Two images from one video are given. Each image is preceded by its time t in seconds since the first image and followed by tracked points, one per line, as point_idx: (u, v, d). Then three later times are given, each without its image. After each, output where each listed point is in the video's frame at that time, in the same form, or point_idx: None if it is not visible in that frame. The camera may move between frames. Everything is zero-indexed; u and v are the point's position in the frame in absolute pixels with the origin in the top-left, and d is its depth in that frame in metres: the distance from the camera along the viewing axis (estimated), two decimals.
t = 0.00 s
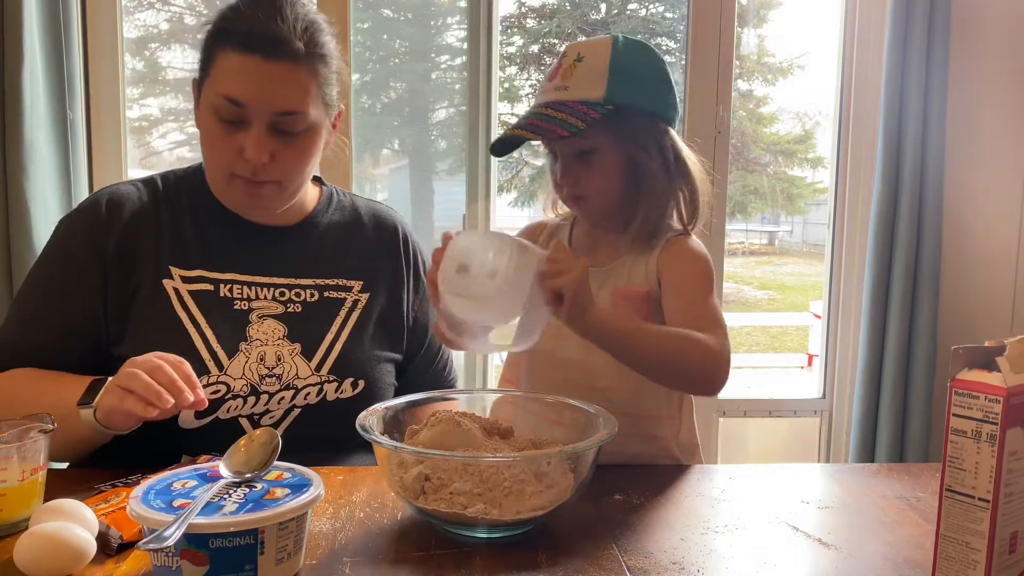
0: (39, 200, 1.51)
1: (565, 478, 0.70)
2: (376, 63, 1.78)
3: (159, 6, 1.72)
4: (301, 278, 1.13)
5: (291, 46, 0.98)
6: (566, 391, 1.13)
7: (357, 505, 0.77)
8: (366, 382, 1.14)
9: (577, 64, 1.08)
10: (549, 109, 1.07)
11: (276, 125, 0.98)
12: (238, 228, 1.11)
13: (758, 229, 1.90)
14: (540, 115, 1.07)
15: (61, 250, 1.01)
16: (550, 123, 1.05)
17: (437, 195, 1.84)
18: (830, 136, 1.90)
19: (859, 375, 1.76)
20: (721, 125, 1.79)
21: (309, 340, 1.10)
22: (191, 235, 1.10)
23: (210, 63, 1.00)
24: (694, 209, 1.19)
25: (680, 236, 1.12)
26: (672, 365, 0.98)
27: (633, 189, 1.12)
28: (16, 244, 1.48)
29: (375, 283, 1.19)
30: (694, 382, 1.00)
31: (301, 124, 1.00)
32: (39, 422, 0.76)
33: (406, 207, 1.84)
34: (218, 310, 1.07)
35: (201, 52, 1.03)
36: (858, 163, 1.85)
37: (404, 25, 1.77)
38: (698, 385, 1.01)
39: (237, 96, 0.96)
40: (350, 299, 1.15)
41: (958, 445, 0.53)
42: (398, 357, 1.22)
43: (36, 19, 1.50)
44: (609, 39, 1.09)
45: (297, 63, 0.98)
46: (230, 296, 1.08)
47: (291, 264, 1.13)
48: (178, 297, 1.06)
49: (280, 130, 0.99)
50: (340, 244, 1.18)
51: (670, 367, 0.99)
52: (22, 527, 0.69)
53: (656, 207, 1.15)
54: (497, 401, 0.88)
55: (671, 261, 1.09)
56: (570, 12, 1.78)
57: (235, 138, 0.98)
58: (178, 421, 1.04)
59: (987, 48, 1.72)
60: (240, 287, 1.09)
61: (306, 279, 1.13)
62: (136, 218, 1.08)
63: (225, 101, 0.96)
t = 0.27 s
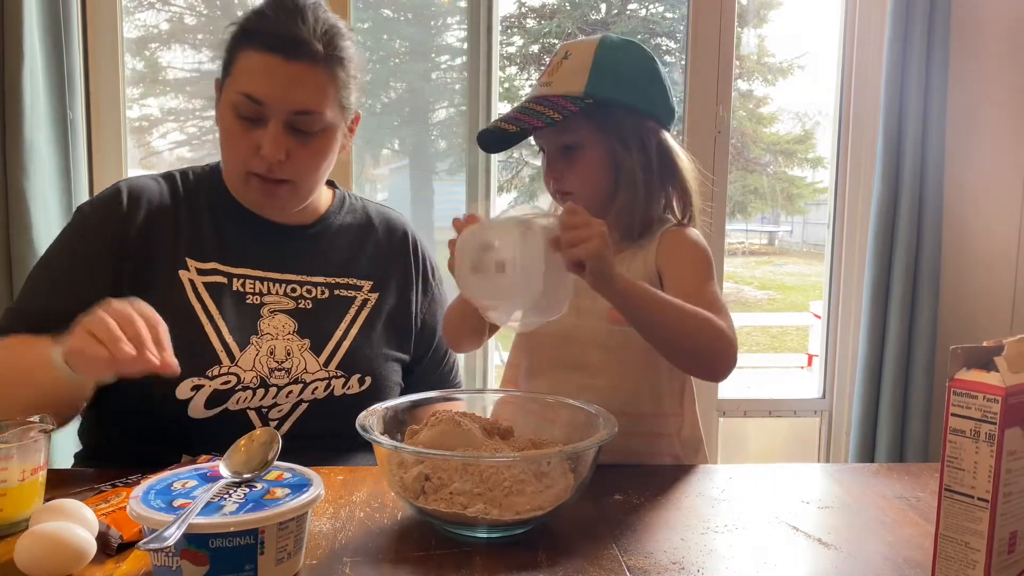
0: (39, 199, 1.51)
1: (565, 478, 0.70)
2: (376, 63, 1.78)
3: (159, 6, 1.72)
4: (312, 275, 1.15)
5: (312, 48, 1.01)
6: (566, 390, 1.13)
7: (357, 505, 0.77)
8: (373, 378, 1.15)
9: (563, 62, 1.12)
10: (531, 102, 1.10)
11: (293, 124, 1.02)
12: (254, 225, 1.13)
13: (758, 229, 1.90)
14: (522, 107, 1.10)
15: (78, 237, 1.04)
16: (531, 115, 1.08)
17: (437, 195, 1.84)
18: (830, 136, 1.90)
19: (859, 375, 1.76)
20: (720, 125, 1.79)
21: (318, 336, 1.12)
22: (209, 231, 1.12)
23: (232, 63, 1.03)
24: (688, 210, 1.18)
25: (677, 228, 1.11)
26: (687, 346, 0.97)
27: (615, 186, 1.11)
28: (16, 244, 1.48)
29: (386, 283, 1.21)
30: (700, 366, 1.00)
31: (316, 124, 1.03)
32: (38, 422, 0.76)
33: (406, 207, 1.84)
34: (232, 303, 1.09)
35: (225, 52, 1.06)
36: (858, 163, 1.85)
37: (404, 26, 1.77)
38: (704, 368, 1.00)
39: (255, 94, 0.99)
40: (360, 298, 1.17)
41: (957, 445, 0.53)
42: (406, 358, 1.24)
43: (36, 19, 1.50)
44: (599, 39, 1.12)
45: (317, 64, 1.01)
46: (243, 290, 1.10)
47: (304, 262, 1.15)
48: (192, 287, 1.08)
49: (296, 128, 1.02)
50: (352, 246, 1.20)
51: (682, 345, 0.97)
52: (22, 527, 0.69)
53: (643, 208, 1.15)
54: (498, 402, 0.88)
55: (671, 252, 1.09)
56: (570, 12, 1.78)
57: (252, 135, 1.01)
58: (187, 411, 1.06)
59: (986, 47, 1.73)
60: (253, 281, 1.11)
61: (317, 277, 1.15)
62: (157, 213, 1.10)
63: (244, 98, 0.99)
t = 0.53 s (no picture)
0: (39, 199, 1.51)
1: (565, 478, 0.70)
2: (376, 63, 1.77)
3: (159, 6, 1.72)
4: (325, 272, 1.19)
5: (331, 52, 1.07)
6: (566, 391, 1.13)
7: (357, 505, 0.77)
8: (383, 372, 1.18)
9: (568, 59, 1.12)
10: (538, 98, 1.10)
11: (309, 126, 1.07)
12: (271, 221, 1.17)
13: (758, 229, 1.90)
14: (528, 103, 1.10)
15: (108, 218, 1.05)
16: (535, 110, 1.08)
17: (437, 195, 1.84)
18: (830, 136, 1.90)
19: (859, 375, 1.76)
20: (720, 125, 1.79)
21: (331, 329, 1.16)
22: (229, 223, 1.15)
23: (253, 64, 1.08)
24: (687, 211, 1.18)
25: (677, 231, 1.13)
26: (695, 340, 0.97)
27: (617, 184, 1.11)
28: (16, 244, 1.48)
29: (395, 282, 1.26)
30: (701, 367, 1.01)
31: (331, 126, 1.08)
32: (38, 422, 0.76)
33: (406, 207, 1.84)
34: (249, 293, 1.13)
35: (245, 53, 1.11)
36: (858, 163, 1.85)
37: (404, 26, 1.77)
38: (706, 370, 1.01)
39: (275, 96, 1.05)
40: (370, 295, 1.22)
41: (957, 445, 0.53)
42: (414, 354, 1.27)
43: (36, 19, 1.50)
44: (601, 39, 1.12)
45: (335, 68, 1.07)
46: (259, 282, 1.14)
47: (317, 259, 1.20)
48: (212, 275, 1.12)
49: (312, 130, 1.08)
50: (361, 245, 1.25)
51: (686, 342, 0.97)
52: (22, 527, 0.69)
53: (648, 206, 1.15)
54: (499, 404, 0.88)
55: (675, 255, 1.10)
56: (570, 12, 1.78)
57: (270, 135, 1.07)
58: (206, 398, 1.08)
59: (987, 47, 1.73)
60: (268, 274, 1.15)
61: (329, 273, 1.19)
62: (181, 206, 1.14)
63: (264, 100, 1.05)
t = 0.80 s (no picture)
0: (39, 198, 1.51)
1: (565, 478, 0.70)
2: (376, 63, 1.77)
3: (159, 6, 1.72)
4: (333, 273, 1.21)
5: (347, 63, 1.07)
6: (566, 391, 1.13)
7: (357, 505, 0.77)
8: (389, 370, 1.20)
9: (571, 58, 1.12)
10: (543, 96, 1.09)
11: (321, 134, 1.07)
12: (281, 223, 1.19)
13: (758, 229, 1.90)
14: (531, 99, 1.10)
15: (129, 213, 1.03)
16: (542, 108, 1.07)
17: (437, 195, 1.84)
18: (830, 136, 1.90)
19: (859, 375, 1.76)
20: (720, 125, 1.79)
21: (338, 329, 1.19)
22: (242, 223, 1.16)
23: (269, 71, 1.08)
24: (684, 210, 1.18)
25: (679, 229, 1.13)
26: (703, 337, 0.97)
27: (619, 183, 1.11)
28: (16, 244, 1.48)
29: (401, 284, 1.27)
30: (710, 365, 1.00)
31: (343, 136, 1.09)
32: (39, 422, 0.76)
33: (407, 208, 1.84)
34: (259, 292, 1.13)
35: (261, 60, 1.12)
36: (858, 163, 1.85)
37: (404, 26, 1.77)
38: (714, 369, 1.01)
39: (288, 103, 1.04)
40: (377, 296, 1.24)
41: (957, 445, 0.53)
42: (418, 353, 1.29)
43: (36, 19, 1.50)
44: (604, 38, 1.12)
45: (350, 78, 1.07)
46: (269, 281, 1.15)
47: (326, 262, 1.21)
48: (225, 275, 1.11)
49: (324, 138, 1.08)
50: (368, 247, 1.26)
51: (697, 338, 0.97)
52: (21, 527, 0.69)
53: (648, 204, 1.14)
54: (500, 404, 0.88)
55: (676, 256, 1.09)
56: (570, 12, 1.78)
57: (281, 142, 1.07)
58: (213, 395, 1.09)
59: (986, 47, 1.73)
60: (278, 273, 1.16)
61: (337, 274, 1.21)
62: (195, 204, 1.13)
63: (277, 106, 1.05)
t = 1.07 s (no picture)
0: (39, 198, 1.51)
1: (565, 478, 0.70)
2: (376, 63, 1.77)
3: (159, 6, 1.72)
4: (335, 274, 1.21)
5: (351, 62, 1.07)
6: (566, 391, 1.13)
7: (357, 505, 0.77)
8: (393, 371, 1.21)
9: (568, 58, 1.12)
10: (537, 97, 1.09)
11: (328, 134, 1.08)
12: (284, 224, 1.19)
13: (758, 229, 1.90)
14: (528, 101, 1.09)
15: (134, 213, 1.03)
16: (535, 108, 1.07)
17: (437, 195, 1.84)
18: (830, 136, 1.90)
19: (859, 375, 1.76)
20: (720, 125, 1.79)
21: (341, 329, 1.18)
22: (245, 224, 1.16)
23: (274, 72, 1.08)
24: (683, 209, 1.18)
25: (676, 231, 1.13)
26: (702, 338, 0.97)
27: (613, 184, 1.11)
28: (16, 244, 1.48)
29: (403, 284, 1.28)
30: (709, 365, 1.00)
31: (350, 135, 1.09)
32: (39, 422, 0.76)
33: (407, 208, 1.84)
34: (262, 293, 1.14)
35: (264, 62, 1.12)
36: (858, 163, 1.85)
37: (404, 26, 1.77)
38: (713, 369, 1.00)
39: (296, 104, 1.05)
40: (380, 296, 1.24)
41: (957, 445, 0.53)
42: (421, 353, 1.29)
43: (36, 19, 1.49)
44: (600, 38, 1.12)
45: (355, 78, 1.08)
46: (272, 283, 1.15)
47: (328, 262, 1.21)
48: (228, 275, 1.11)
49: (331, 138, 1.08)
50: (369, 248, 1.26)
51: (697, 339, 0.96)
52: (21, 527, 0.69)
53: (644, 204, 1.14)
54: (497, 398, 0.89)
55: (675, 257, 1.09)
56: (570, 12, 1.78)
57: (289, 142, 1.07)
58: (218, 396, 1.10)
59: (986, 47, 1.73)
60: (281, 274, 1.16)
61: (339, 275, 1.21)
62: (198, 204, 1.13)
63: (284, 107, 1.05)
